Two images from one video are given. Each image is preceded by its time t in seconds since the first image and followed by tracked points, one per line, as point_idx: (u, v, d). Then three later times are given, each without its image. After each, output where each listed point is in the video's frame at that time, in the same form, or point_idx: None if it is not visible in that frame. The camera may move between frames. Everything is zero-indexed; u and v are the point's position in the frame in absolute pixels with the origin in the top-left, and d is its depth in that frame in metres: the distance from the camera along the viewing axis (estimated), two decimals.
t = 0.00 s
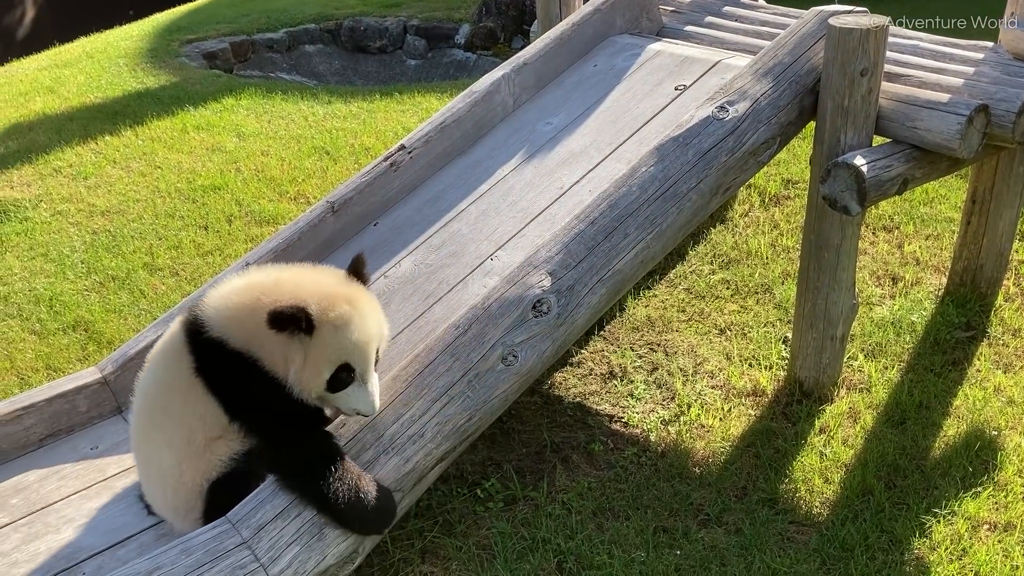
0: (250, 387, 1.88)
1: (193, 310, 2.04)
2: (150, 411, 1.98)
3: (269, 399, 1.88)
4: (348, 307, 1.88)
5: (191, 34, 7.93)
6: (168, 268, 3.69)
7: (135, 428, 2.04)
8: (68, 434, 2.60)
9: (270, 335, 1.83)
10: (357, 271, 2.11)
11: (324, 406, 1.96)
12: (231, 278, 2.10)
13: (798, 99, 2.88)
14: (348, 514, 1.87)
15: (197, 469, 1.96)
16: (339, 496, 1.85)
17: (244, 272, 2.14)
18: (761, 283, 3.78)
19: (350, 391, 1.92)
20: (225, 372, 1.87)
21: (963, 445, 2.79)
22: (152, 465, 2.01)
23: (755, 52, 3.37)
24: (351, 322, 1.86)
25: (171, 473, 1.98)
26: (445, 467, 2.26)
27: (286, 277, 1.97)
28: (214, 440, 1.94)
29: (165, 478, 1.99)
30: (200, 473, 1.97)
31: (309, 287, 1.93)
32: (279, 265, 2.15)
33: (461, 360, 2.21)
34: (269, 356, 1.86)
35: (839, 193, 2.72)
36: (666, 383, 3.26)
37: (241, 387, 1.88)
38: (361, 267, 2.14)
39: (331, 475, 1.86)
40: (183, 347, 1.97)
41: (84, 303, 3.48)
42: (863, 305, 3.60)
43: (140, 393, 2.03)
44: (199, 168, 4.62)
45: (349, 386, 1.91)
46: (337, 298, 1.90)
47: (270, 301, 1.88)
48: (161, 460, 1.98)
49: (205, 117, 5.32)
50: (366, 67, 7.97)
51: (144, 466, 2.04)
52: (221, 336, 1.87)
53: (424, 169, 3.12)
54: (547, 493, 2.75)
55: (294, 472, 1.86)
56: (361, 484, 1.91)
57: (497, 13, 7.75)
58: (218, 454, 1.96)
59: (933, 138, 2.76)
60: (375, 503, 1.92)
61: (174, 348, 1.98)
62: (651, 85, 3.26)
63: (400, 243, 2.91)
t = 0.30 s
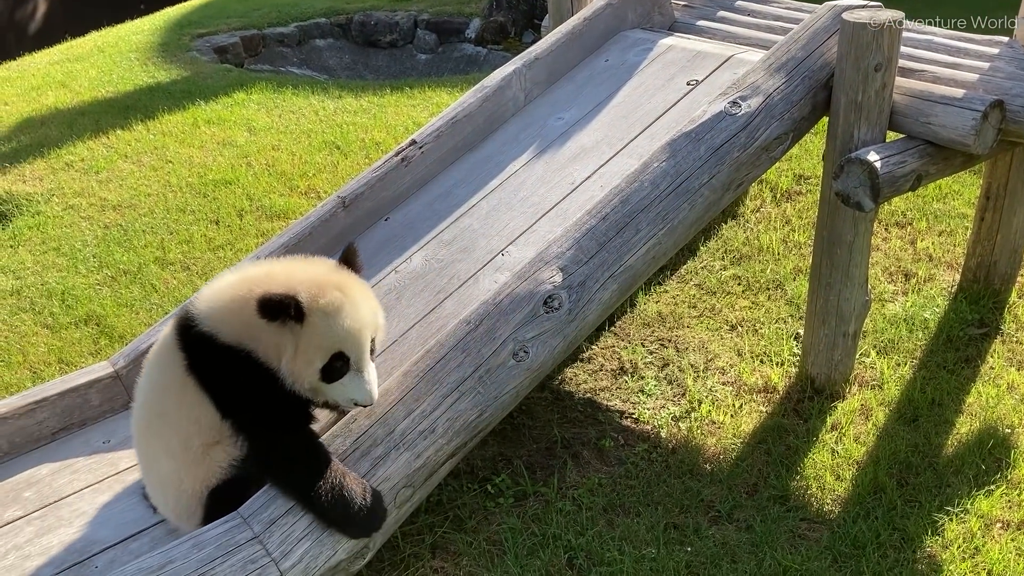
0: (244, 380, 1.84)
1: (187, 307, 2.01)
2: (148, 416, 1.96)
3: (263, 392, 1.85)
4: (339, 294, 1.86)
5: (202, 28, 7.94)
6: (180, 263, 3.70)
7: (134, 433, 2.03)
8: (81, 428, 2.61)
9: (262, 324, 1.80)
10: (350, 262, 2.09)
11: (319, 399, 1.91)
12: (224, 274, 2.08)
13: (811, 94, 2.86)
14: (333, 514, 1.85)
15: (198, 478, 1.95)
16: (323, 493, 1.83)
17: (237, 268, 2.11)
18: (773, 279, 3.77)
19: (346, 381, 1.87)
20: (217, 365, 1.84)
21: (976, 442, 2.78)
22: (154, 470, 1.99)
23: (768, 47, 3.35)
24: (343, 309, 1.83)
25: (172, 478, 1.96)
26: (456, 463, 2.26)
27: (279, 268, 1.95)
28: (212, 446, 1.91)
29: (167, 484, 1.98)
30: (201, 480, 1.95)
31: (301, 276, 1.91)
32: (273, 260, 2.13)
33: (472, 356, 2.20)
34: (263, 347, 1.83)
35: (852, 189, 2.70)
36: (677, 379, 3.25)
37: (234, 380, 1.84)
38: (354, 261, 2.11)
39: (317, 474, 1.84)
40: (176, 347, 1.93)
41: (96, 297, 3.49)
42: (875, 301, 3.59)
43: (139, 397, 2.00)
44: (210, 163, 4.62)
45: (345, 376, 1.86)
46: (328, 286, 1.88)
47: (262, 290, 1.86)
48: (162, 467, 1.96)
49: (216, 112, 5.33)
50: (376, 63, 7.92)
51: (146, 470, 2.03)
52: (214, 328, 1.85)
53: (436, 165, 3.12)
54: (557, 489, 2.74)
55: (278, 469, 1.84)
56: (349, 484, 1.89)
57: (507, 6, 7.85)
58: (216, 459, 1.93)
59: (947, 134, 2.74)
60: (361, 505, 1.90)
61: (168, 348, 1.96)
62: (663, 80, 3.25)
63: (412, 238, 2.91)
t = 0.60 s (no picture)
0: (241, 398, 1.79)
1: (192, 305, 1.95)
2: (148, 415, 1.92)
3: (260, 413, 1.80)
4: (347, 324, 1.80)
5: (211, 23, 7.95)
6: (189, 258, 3.71)
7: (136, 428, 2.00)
8: (91, 422, 2.62)
9: (264, 343, 1.74)
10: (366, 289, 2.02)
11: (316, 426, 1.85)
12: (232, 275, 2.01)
13: (822, 89, 2.84)
14: (306, 519, 1.83)
15: (199, 480, 1.93)
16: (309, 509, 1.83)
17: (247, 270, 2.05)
18: (783, 276, 3.76)
19: (343, 415, 1.80)
20: (214, 376, 1.79)
21: (987, 440, 2.77)
22: (154, 468, 1.97)
23: (779, 41, 3.33)
24: (349, 340, 1.77)
25: (172, 479, 1.95)
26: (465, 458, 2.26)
27: (290, 283, 1.89)
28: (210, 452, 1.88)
29: (168, 483, 1.97)
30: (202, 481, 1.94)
31: (311, 298, 1.85)
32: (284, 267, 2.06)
33: (481, 352, 2.20)
34: (262, 365, 1.77)
35: (863, 184, 2.68)
36: (686, 375, 3.25)
37: (232, 397, 1.79)
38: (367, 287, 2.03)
39: (294, 479, 1.83)
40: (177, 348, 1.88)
41: (106, 292, 3.50)
42: (886, 297, 3.57)
43: (141, 393, 1.97)
44: (219, 158, 4.63)
45: (343, 410, 1.79)
46: (337, 315, 1.82)
47: (268, 307, 1.80)
48: (163, 467, 1.94)
49: (225, 107, 5.33)
50: (384, 57, 7.95)
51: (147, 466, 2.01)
52: (214, 337, 1.79)
53: (445, 159, 3.11)
54: (566, 485, 2.74)
55: (256, 476, 1.84)
56: (324, 490, 1.87)
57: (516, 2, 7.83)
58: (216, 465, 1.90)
59: (959, 130, 2.73)
60: (337, 514, 1.86)
61: (168, 347, 1.91)
62: (673, 74, 3.24)
63: (421, 233, 2.90)
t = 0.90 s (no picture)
0: (247, 424, 1.75)
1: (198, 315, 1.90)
2: (154, 422, 1.90)
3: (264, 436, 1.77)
4: (349, 343, 1.77)
5: (217, 16, 7.95)
6: (196, 250, 3.71)
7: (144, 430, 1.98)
8: (98, 413, 2.62)
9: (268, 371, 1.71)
10: (370, 303, 1.99)
11: (329, 449, 1.83)
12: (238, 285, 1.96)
13: (830, 81, 2.83)
14: (292, 523, 1.81)
15: (203, 484, 1.91)
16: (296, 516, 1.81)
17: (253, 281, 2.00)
18: (789, 269, 3.75)
19: (355, 438, 1.77)
20: (217, 405, 1.76)
21: (995, 433, 2.76)
22: (158, 474, 1.95)
23: (787, 34, 3.32)
24: (352, 359, 1.74)
25: (175, 485, 1.93)
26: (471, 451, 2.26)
27: (295, 302, 1.85)
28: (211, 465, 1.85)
29: (171, 488, 1.95)
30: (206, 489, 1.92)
31: (313, 318, 1.82)
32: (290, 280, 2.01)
33: (488, 344, 2.20)
34: (268, 392, 1.74)
35: (871, 177, 2.67)
36: (693, 368, 3.24)
37: (238, 423, 1.75)
38: (372, 304, 1.99)
39: (276, 486, 1.80)
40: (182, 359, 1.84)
41: (112, 284, 3.50)
42: (893, 291, 3.56)
43: (148, 396, 1.95)
44: (225, 151, 4.63)
45: (356, 431, 1.77)
46: (338, 334, 1.78)
47: (263, 329, 1.76)
48: (166, 473, 1.92)
49: (231, 100, 5.34)
50: (390, 51, 7.97)
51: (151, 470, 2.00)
52: (212, 363, 1.76)
53: (452, 152, 3.11)
54: (573, 478, 2.74)
55: (240, 487, 1.81)
56: (308, 495, 1.84)
57: None
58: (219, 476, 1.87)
59: (968, 122, 2.73)
60: (322, 511, 1.85)
61: (172, 358, 1.88)
62: (680, 67, 3.24)
63: (428, 226, 2.90)
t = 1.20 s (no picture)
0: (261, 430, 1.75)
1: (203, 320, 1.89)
2: (160, 421, 1.90)
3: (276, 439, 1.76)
4: (358, 340, 1.75)
5: (221, 10, 7.94)
6: (200, 244, 3.72)
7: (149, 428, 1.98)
8: (103, 405, 2.62)
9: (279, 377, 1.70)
10: (376, 297, 1.97)
11: (352, 448, 1.82)
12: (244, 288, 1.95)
13: (836, 74, 2.82)
14: (302, 520, 1.81)
15: (207, 483, 1.91)
16: (305, 514, 1.81)
17: (258, 283, 1.99)
18: (794, 263, 3.74)
19: (375, 435, 1.75)
20: (227, 411, 1.75)
21: (1001, 427, 2.75)
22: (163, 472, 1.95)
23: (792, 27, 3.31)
24: (361, 356, 1.72)
25: (180, 485, 1.93)
26: (476, 444, 2.25)
27: (301, 305, 1.84)
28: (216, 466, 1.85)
29: (176, 487, 1.95)
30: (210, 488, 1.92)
31: (319, 320, 1.80)
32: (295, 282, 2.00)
33: (493, 337, 2.20)
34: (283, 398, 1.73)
35: (877, 170, 2.66)
36: (697, 362, 3.24)
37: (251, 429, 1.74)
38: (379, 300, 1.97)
39: (284, 488, 1.79)
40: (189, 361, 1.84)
41: (116, 277, 3.50)
42: (898, 285, 3.56)
43: (154, 396, 1.94)
44: (230, 145, 4.63)
45: (376, 428, 1.75)
46: (345, 333, 1.77)
47: (269, 334, 1.75)
48: (171, 472, 1.92)
49: (235, 94, 5.33)
50: (394, 45, 7.97)
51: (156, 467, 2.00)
52: (219, 368, 1.76)
53: (456, 145, 3.11)
54: (577, 471, 2.73)
55: (249, 486, 1.79)
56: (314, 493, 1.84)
57: None
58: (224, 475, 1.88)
59: (975, 114, 2.72)
60: (331, 507, 1.86)
61: (178, 360, 1.87)
62: (685, 60, 3.23)
63: (432, 219, 2.90)
